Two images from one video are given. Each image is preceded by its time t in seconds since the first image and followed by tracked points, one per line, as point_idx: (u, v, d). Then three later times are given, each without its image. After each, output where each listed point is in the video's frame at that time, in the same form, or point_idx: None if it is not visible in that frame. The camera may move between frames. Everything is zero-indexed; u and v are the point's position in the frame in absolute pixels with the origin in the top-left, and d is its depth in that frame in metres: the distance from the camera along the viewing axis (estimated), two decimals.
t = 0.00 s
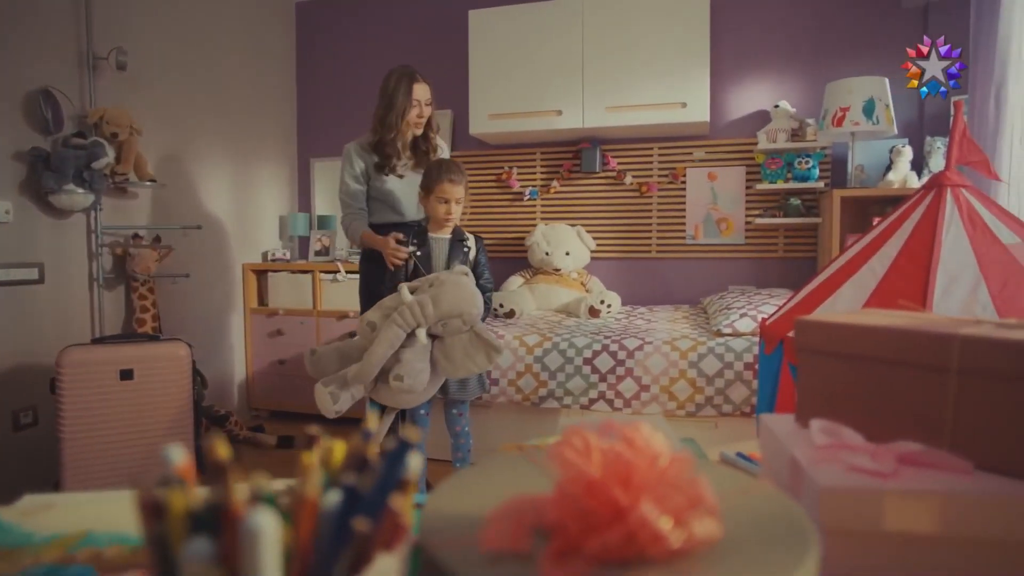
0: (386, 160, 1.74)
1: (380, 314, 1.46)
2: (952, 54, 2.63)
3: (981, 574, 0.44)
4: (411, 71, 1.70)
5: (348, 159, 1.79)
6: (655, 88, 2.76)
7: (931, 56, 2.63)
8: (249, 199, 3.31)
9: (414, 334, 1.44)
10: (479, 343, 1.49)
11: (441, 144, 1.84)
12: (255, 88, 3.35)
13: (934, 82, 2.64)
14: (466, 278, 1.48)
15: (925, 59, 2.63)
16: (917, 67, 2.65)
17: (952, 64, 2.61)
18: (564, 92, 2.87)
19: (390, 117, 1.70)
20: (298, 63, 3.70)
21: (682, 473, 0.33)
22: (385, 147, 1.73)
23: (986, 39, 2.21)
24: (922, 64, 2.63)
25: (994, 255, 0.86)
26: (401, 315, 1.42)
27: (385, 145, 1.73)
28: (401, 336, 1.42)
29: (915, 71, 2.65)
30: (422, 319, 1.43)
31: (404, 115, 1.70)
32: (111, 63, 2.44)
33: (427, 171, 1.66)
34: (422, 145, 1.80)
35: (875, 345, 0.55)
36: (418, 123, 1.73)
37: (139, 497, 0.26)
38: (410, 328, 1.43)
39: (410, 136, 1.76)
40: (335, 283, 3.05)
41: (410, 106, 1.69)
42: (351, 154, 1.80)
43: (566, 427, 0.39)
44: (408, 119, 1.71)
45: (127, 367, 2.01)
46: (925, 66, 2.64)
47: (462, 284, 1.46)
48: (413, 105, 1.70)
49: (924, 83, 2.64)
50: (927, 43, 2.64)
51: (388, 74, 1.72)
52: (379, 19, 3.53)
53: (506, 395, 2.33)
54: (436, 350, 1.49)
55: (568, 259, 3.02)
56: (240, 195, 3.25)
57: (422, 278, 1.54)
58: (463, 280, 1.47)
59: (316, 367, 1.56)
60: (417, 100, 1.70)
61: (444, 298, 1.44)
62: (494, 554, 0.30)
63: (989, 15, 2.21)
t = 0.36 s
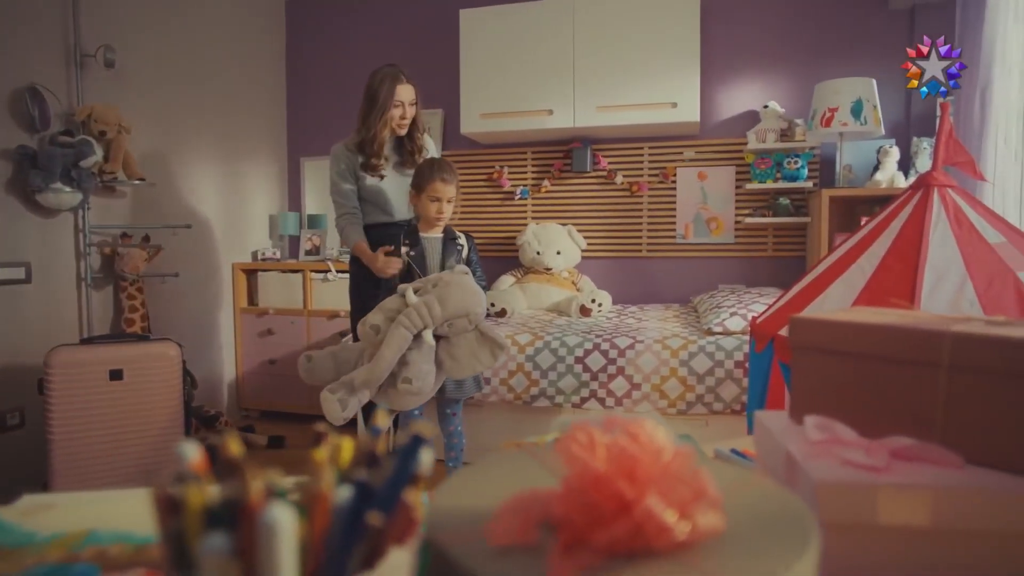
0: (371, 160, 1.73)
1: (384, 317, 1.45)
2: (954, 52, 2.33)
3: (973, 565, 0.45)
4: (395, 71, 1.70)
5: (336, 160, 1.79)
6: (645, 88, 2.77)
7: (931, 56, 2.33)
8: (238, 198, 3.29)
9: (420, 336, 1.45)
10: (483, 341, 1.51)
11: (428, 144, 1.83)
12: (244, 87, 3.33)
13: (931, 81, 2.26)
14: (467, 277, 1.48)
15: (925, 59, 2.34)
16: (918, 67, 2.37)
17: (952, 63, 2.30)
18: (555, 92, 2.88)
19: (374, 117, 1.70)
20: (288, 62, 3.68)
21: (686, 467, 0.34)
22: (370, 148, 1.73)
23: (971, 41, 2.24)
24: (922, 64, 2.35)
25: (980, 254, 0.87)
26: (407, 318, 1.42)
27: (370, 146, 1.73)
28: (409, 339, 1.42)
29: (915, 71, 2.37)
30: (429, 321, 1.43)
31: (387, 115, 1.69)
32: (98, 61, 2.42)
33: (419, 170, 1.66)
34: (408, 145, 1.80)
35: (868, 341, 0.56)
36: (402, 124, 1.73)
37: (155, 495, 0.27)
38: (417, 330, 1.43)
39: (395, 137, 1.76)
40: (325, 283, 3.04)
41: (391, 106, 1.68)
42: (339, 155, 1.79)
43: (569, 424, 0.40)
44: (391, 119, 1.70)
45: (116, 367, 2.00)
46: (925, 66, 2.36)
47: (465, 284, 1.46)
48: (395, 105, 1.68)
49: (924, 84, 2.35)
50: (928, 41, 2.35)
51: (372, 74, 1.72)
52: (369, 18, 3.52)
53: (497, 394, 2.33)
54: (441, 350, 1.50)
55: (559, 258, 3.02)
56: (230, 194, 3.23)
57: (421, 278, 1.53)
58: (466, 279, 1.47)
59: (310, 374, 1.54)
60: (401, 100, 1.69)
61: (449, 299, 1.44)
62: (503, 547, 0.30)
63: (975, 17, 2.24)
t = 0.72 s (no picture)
0: (368, 158, 1.73)
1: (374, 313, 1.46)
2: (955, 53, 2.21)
3: (970, 559, 0.46)
4: (393, 70, 1.70)
5: (333, 158, 1.79)
6: (638, 88, 2.78)
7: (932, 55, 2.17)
8: (230, 197, 3.28)
9: (411, 332, 1.45)
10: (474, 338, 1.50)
11: (423, 143, 1.83)
12: (236, 85, 3.32)
13: (934, 83, 2.16)
14: (459, 274, 1.49)
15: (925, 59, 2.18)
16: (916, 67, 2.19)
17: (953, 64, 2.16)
18: (548, 91, 2.88)
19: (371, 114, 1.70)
20: (280, 60, 3.67)
21: (690, 460, 0.34)
22: (367, 146, 1.73)
23: (960, 43, 2.27)
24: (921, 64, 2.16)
25: (970, 252, 0.88)
26: (397, 313, 1.42)
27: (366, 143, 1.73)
28: (399, 335, 1.42)
29: (914, 71, 2.20)
30: (420, 317, 1.43)
31: (383, 112, 1.69)
32: (90, 59, 2.40)
33: (413, 169, 1.66)
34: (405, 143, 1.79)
35: (865, 339, 0.57)
36: (398, 122, 1.72)
37: (175, 489, 0.27)
38: (408, 325, 1.42)
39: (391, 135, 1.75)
40: (318, 282, 3.03)
41: (389, 103, 1.68)
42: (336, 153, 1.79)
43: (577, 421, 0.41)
44: (388, 117, 1.70)
45: (109, 367, 1.99)
46: (924, 65, 2.19)
47: (456, 280, 1.46)
48: (392, 104, 1.68)
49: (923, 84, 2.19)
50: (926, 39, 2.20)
51: (370, 72, 1.71)
52: (362, 17, 3.51)
53: (492, 393, 2.33)
54: (433, 347, 1.50)
55: (553, 257, 3.03)
56: (222, 192, 3.22)
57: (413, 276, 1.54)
58: (458, 276, 1.48)
59: (305, 370, 1.55)
60: (399, 98, 1.68)
61: (439, 295, 1.44)
62: (518, 539, 0.31)
63: (964, 19, 2.26)
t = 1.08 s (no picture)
0: (361, 158, 1.74)
1: (364, 311, 1.47)
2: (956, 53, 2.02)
3: (967, 550, 0.47)
4: (385, 69, 1.69)
5: (328, 156, 1.80)
6: (632, 88, 2.79)
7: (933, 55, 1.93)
8: (224, 195, 3.27)
9: (400, 330, 1.45)
10: (463, 337, 1.49)
11: (418, 141, 1.82)
12: (230, 84, 3.31)
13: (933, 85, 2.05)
14: (450, 273, 1.49)
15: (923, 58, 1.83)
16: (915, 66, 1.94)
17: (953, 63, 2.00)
18: (542, 90, 2.89)
19: (363, 115, 1.70)
20: (274, 59, 3.66)
21: (695, 453, 0.35)
22: (360, 146, 1.73)
23: (951, 44, 2.29)
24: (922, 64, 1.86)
25: (962, 250, 0.90)
26: (385, 312, 1.43)
27: (359, 143, 1.73)
28: (387, 333, 1.43)
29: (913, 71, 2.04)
30: (408, 315, 1.44)
31: (375, 113, 1.69)
32: (82, 57, 2.39)
33: (409, 168, 1.66)
34: (400, 143, 1.79)
35: (864, 336, 0.58)
36: (391, 122, 1.72)
37: (193, 483, 0.28)
38: (396, 324, 1.43)
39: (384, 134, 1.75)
40: (312, 281, 3.03)
41: (381, 104, 1.68)
42: (331, 152, 1.80)
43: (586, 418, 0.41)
44: (380, 117, 1.70)
45: (103, 366, 1.98)
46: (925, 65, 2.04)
47: (446, 279, 1.47)
48: (383, 104, 1.68)
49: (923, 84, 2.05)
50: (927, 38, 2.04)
51: (362, 72, 1.71)
52: (356, 15, 3.51)
53: (487, 391, 2.34)
54: (422, 346, 1.49)
55: (547, 256, 3.04)
56: (216, 192, 3.21)
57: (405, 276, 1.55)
58: (449, 275, 1.48)
59: (298, 369, 1.56)
60: (390, 98, 1.68)
61: (427, 294, 1.44)
62: (530, 532, 0.32)
63: (956, 19, 2.28)
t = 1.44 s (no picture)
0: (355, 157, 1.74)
1: (363, 311, 1.48)
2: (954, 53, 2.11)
3: (964, 545, 0.49)
4: (377, 69, 1.68)
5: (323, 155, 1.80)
6: (628, 87, 2.80)
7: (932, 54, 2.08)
8: (220, 195, 3.26)
9: (398, 330, 1.45)
10: (462, 336, 1.49)
11: (413, 140, 1.82)
12: (226, 83, 3.30)
13: (934, 83, 2.08)
14: (447, 273, 1.50)
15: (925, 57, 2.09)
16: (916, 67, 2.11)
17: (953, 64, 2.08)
18: (539, 90, 2.90)
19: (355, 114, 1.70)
20: (270, 58, 3.65)
21: (701, 449, 0.36)
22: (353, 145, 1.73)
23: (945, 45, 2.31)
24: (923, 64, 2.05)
25: (957, 249, 0.91)
26: (383, 311, 1.44)
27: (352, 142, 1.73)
28: (385, 332, 1.43)
29: (914, 71, 2.11)
30: (406, 314, 1.44)
31: (368, 112, 1.69)
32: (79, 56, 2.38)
33: (408, 165, 1.67)
34: (394, 142, 1.79)
35: (862, 334, 0.59)
36: (384, 121, 1.72)
37: (215, 480, 0.29)
38: (394, 323, 1.44)
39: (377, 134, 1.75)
40: (309, 281, 3.03)
41: (373, 104, 1.67)
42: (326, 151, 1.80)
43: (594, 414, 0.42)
44: (372, 117, 1.69)
45: (99, 366, 1.97)
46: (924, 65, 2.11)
47: (443, 278, 1.48)
48: (375, 104, 1.68)
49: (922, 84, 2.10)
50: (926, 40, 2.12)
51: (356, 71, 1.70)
52: (352, 15, 3.51)
53: (484, 390, 2.34)
54: (421, 345, 1.49)
55: (544, 255, 3.04)
56: (212, 191, 3.21)
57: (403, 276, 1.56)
58: (446, 274, 1.49)
59: (296, 369, 1.55)
60: (383, 98, 1.68)
61: (425, 292, 1.45)
62: (542, 527, 0.32)
63: (950, 20, 2.30)
